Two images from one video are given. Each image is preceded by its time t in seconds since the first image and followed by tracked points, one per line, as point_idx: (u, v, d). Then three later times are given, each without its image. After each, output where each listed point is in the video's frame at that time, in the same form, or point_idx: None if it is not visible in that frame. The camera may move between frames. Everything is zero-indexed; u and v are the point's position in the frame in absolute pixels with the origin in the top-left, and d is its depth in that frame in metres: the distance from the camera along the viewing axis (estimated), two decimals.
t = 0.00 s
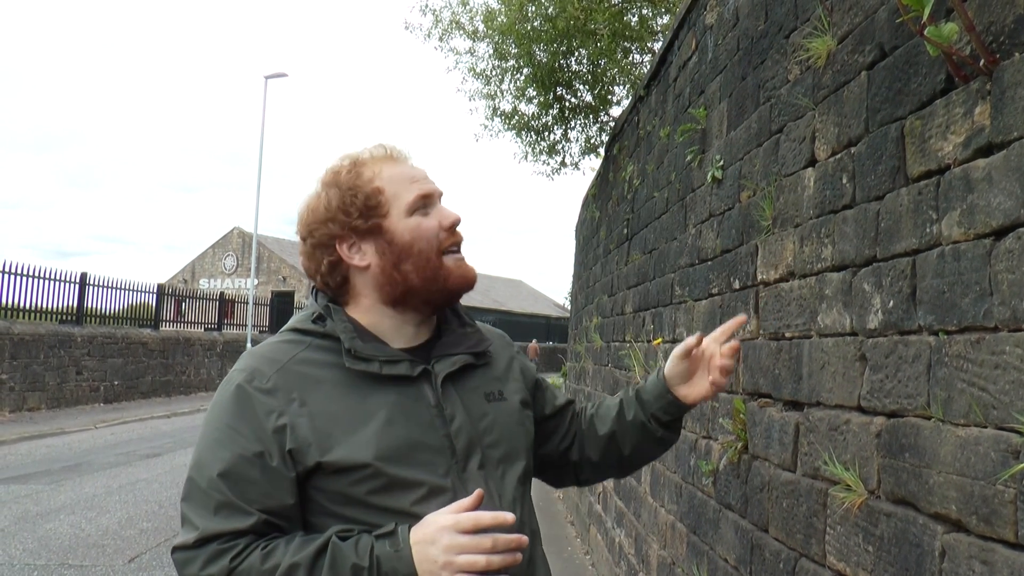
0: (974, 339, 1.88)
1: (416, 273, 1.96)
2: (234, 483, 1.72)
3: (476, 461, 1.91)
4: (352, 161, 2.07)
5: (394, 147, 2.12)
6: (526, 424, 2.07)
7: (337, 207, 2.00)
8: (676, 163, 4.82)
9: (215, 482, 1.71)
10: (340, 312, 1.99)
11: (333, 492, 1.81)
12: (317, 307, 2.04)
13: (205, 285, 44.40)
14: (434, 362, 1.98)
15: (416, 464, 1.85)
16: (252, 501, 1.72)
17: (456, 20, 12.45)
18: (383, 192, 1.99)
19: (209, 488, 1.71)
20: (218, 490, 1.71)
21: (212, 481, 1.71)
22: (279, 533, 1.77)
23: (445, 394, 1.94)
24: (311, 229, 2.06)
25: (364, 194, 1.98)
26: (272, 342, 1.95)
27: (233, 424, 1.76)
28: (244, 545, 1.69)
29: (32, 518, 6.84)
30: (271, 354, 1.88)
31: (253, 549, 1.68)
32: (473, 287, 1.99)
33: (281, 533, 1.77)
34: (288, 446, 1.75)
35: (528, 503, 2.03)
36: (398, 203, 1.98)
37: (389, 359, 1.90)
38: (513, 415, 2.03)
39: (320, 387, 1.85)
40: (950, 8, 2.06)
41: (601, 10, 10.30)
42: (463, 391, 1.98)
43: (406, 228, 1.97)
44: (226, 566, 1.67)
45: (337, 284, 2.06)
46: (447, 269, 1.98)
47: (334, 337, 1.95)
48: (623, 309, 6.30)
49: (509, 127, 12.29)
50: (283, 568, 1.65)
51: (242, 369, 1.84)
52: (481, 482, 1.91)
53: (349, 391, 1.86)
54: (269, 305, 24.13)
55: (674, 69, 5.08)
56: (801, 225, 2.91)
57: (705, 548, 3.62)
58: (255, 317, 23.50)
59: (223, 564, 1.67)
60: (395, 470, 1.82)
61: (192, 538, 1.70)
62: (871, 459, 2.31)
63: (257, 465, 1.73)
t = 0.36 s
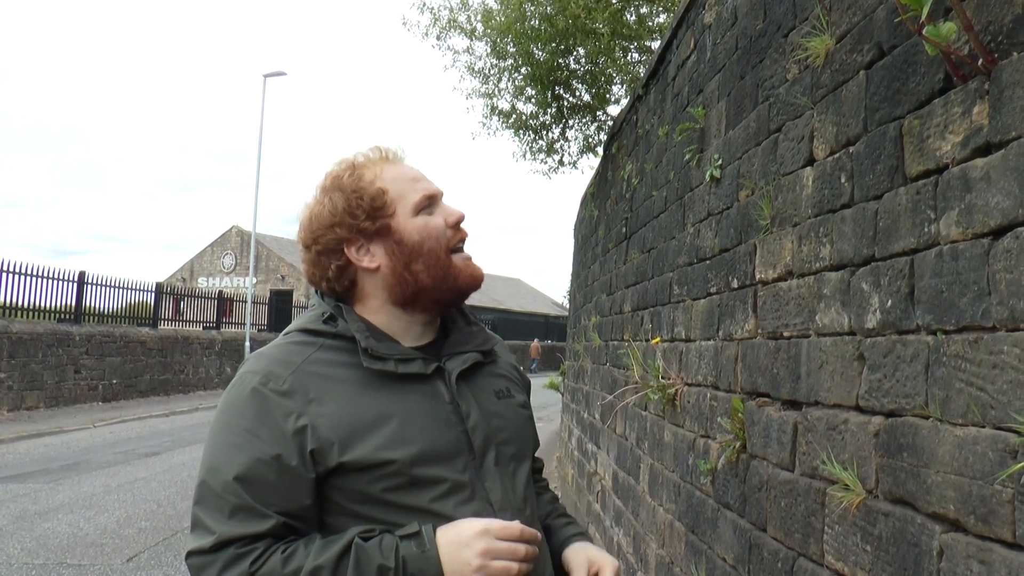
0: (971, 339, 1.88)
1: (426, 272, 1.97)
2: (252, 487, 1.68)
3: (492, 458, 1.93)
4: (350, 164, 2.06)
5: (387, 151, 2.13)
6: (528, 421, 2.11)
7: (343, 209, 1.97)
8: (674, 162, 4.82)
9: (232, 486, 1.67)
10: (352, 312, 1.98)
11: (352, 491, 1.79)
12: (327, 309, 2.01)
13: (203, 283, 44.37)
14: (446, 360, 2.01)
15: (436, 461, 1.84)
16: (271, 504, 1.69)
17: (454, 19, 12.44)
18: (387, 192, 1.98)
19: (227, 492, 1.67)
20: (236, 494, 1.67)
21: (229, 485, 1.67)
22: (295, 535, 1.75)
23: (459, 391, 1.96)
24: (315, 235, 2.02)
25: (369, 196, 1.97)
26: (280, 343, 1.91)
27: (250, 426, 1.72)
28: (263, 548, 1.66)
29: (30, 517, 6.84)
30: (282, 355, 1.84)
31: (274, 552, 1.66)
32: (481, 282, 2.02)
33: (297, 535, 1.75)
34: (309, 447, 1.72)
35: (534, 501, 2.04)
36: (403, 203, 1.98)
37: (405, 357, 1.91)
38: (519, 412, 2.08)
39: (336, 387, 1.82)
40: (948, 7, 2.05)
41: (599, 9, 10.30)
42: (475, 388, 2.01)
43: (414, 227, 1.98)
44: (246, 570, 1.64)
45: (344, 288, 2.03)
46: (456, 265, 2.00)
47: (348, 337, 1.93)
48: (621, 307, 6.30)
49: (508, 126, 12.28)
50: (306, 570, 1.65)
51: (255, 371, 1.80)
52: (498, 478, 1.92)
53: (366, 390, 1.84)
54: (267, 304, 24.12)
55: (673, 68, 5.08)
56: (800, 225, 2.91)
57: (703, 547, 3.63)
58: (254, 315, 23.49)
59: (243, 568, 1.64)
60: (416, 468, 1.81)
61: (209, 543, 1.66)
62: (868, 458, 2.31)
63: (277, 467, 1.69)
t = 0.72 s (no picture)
0: (970, 339, 1.88)
1: (417, 280, 1.94)
2: (255, 486, 1.69)
3: (493, 456, 1.92)
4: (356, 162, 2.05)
5: (398, 151, 2.10)
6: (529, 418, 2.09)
7: (339, 209, 1.99)
8: (673, 163, 4.82)
9: (236, 485, 1.68)
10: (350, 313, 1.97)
11: (355, 491, 1.79)
12: (325, 309, 2.01)
13: (202, 284, 44.35)
14: (444, 359, 2.00)
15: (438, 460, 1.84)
16: (275, 503, 1.69)
17: (452, 20, 12.45)
18: (386, 196, 1.96)
19: (231, 492, 1.68)
20: (240, 493, 1.68)
21: (233, 484, 1.68)
22: (300, 534, 1.74)
23: (459, 390, 1.95)
24: (314, 231, 2.05)
25: (366, 198, 1.96)
26: (281, 343, 1.91)
27: (253, 426, 1.73)
28: (269, 547, 1.66)
29: (29, 517, 6.84)
30: (284, 356, 1.85)
31: (279, 551, 1.66)
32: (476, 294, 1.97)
33: (303, 534, 1.75)
34: (312, 446, 1.73)
35: (536, 500, 2.03)
36: (401, 209, 1.96)
37: (404, 357, 1.90)
38: (520, 409, 2.06)
39: (338, 386, 1.83)
40: (947, 8, 2.05)
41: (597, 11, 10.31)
42: (474, 386, 1.99)
43: (410, 234, 1.95)
44: (251, 568, 1.63)
45: (339, 286, 2.05)
46: (449, 276, 1.95)
47: (348, 337, 1.93)
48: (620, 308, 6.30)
49: (507, 128, 12.29)
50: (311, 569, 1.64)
51: (257, 371, 1.81)
52: (499, 476, 1.91)
53: (367, 390, 1.84)
54: (267, 304, 24.12)
55: (672, 68, 5.08)
56: (799, 226, 2.91)
57: (702, 548, 3.63)
58: (253, 316, 23.49)
59: (248, 567, 1.64)
60: (419, 466, 1.81)
61: (214, 543, 1.66)
62: (867, 459, 2.31)
63: (280, 467, 1.70)
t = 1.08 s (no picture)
0: (971, 341, 1.88)
1: (363, 292, 1.93)
2: (235, 493, 1.72)
3: (478, 456, 1.90)
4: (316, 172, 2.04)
5: (364, 153, 2.06)
6: (523, 415, 2.05)
7: (295, 224, 2.02)
8: (674, 164, 4.82)
9: (217, 493, 1.71)
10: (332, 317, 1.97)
11: (336, 496, 1.81)
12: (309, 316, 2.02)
13: (203, 283, 44.35)
14: (429, 360, 1.97)
15: (416, 462, 1.83)
16: (255, 509, 1.73)
17: (452, 22, 12.45)
18: (332, 209, 1.96)
19: (212, 500, 1.71)
20: (220, 501, 1.71)
21: (214, 492, 1.72)
22: (284, 538, 1.77)
23: (442, 391, 1.92)
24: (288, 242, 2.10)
25: (314, 213, 1.97)
26: (266, 352, 1.94)
27: (232, 435, 1.76)
28: (249, 552, 1.69)
29: (29, 516, 6.84)
30: (265, 363, 1.88)
31: (259, 555, 1.69)
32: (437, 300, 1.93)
33: (286, 538, 1.78)
34: (288, 453, 1.75)
35: (532, 498, 2.01)
36: (346, 221, 1.94)
37: (383, 360, 1.88)
38: (512, 406, 2.02)
39: (316, 392, 1.84)
40: (949, 10, 2.06)
41: (597, 12, 10.31)
42: (459, 386, 1.97)
43: (354, 247, 1.93)
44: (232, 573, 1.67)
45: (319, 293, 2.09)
46: (393, 288, 1.91)
47: (328, 344, 1.93)
48: (621, 309, 6.30)
49: (507, 128, 12.29)
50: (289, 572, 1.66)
51: (237, 380, 1.84)
52: (485, 476, 1.89)
53: (344, 393, 1.85)
54: (267, 304, 24.13)
55: (673, 69, 5.08)
56: (799, 226, 2.91)
57: (702, 549, 3.63)
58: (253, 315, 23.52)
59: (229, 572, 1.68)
60: (396, 469, 1.81)
61: (197, 548, 1.70)
62: (868, 461, 2.31)
63: (258, 474, 1.73)
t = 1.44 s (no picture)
0: (975, 341, 1.88)
1: (347, 299, 1.94)
2: (225, 480, 1.74)
3: (469, 453, 1.89)
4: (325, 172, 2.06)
5: (370, 152, 2.03)
6: (524, 413, 2.03)
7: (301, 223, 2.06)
8: (677, 163, 4.82)
9: (207, 479, 1.74)
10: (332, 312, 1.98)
11: (324, 488, 1.81)
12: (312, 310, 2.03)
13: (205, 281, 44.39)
14: (427, 356, 1.97)
15: (403, 457, 1.83)
16: (242, 496, 1.73)
17: (456, 21, 12.45)
18: (328, 214, 1.98)
19: (202, 485, 1.74)
20: (210, 487, 1.73)
21: (204, 478, 1.74)
22: (271, 527, 1.78)
23: (436, 388, 1.92)
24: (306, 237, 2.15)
25: (315, 215, 2.00)
26: (268, 345, 1.97)
27: (224, 423, 1.79)
28: (233, 538, 1.71)
29: (31, 513, 6.85)
30: (263, 356, 1.90)
31: (242, 543, 1.71)
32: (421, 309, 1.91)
33: (273, 527, 1.79)
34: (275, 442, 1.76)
35: (531, 499, 1.99)
36: (337, 228, 1.96)
37: (377, 356, 1.89)
38: (510, 404, 2.01)
39: (309, 384, 1.85)
40: (954, 9, 2.05)
41: (600, 11, 10.30)
42: (455, 383, 1.96)
43: (341, 254, 1.94)
44: (215, 558, 1.69)
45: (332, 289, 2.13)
46: (373, 298, 1.90)
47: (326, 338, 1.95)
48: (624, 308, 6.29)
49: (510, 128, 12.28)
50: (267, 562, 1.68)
51: (235, 371, 1.86)
52: (474, 474, 1.88)
53: (337, 386, 1.86)
54: (269, 302, 24.14)
55: (676, 68, 5.07)
56: (803, 226, 2.90)
57: (704, 548, 3.63)
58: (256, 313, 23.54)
59: (213, 557, 1.70)
60: (382, 463, 1.81)
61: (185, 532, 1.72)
62: (871, 460, 2.31)
63: (246, 461, 1.74)
